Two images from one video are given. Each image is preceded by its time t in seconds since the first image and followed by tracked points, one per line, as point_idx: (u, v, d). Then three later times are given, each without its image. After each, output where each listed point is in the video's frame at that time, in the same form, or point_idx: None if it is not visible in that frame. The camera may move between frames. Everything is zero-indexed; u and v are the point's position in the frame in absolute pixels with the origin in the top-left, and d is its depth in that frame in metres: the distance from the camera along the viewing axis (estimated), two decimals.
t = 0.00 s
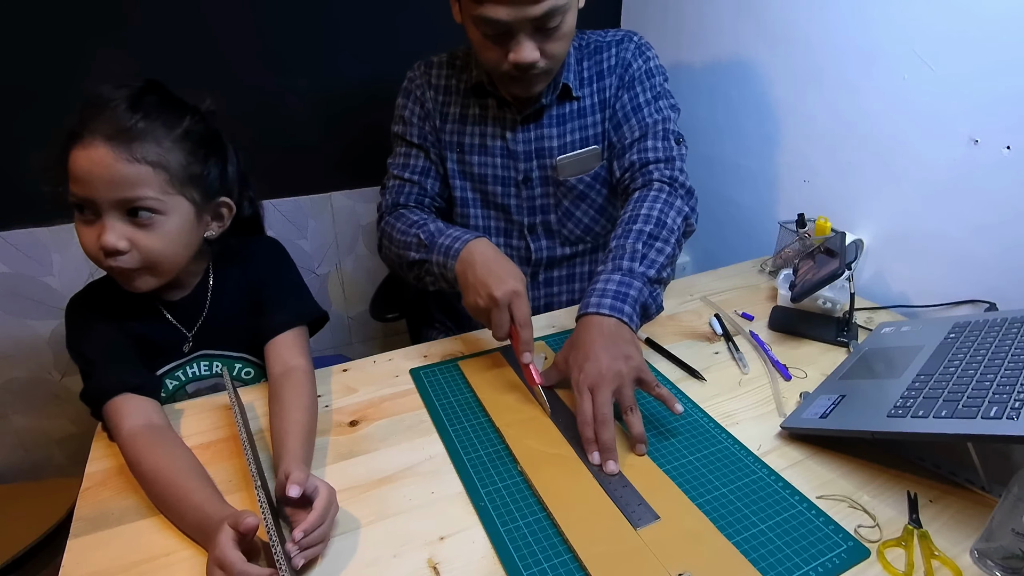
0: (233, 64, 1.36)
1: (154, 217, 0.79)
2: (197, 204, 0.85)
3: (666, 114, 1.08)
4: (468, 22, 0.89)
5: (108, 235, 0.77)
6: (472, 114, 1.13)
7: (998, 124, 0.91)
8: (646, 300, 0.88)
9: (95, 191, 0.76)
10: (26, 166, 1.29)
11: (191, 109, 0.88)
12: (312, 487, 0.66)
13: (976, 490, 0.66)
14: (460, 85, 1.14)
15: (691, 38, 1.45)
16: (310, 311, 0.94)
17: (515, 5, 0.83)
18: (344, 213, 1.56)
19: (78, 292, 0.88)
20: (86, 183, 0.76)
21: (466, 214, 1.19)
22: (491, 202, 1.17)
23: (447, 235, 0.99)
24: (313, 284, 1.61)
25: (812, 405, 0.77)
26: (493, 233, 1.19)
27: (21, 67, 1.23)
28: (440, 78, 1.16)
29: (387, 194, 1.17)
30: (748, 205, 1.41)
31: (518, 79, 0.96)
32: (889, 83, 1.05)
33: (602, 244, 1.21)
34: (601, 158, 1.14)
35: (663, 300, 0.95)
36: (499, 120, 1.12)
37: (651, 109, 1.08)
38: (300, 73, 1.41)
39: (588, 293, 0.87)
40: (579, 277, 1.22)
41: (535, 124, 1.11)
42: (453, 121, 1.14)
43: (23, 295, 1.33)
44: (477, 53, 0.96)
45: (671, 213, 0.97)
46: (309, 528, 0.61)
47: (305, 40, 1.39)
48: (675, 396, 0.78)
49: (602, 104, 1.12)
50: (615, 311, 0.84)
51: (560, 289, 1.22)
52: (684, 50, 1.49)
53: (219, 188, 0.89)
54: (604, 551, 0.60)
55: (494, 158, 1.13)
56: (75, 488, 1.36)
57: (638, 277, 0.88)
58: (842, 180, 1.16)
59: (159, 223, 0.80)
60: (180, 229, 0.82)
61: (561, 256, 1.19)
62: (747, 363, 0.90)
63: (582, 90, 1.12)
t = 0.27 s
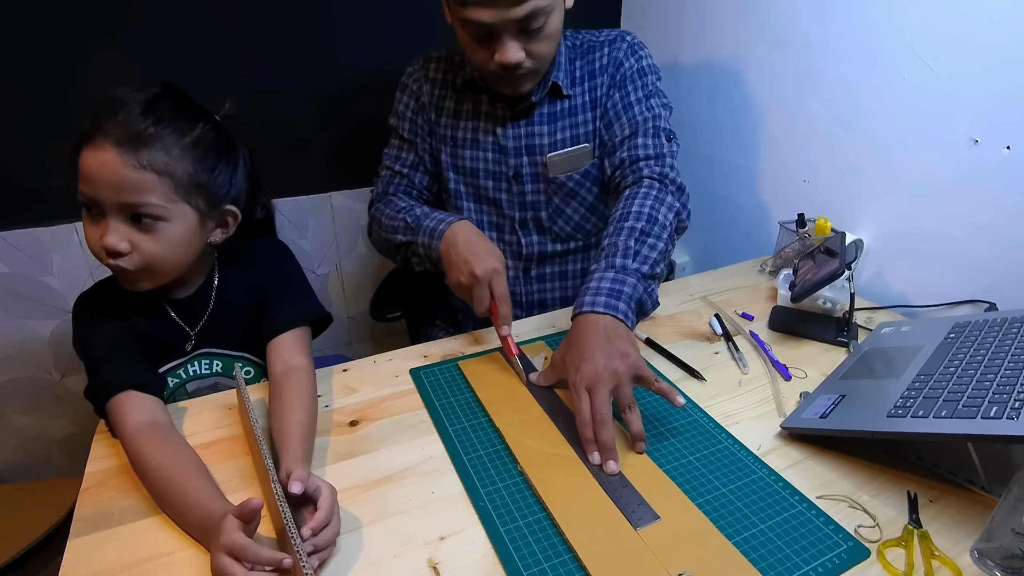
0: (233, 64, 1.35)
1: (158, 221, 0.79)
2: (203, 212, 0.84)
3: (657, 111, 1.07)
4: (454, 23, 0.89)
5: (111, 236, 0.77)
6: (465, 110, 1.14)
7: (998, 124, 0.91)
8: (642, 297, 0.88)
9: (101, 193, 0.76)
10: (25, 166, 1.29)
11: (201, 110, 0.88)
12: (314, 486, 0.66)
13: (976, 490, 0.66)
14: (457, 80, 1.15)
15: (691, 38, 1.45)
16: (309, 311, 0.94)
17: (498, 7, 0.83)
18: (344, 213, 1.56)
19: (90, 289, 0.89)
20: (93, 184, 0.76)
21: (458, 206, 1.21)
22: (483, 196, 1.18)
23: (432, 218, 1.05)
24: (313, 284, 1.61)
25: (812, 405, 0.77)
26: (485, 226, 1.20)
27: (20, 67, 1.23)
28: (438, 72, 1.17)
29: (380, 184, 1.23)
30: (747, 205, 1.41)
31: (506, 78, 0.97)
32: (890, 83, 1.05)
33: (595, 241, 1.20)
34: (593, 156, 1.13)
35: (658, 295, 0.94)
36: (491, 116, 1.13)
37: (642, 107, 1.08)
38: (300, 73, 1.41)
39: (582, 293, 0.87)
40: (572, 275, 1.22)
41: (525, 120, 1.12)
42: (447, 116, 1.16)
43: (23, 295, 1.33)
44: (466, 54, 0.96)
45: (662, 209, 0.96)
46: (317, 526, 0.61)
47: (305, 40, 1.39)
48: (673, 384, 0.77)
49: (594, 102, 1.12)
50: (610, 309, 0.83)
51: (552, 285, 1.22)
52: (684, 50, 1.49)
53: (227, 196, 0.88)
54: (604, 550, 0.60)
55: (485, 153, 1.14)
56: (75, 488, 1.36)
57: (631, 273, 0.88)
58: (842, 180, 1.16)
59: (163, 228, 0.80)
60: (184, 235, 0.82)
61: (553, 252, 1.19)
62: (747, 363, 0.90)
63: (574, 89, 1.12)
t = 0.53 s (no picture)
0: (233, 64, 1.35)
1: (157, 224, 0.79)
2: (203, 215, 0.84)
3: (654, 111, 1.07)
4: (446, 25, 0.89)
5: (111, 238, 0.77)
6: (461, 110, 1.15)
7: (999, 125, 0.91)
8: (640, 296, 0.88)
9: (100, 196, 0.76)
10: (25, 166, 1.29)
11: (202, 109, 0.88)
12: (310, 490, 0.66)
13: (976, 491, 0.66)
14: (454, 81, 1.15)
15: (691, 38, 1.45)
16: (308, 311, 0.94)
17: (488, 10, 0.83)
18: (343, 214, 1.56)
19: (91, 288, 0.89)
20: (93, 185, 0.76)
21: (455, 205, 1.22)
22: (479, 195, 1.18)
23: (420, 207, 1.12)
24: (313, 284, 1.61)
25: (812, 405, 0.77)
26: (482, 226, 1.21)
27: (20, 67, 1.23)
28: (434, 74, 1.18)
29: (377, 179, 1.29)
30: (747, 205, 1.41)
31: (499, 79, 0.97)
32: (890, 83, 1.05)
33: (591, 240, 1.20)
34: (588, 156, 1.13)
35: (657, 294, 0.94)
36: (486, 116, 1.13)
37: (638, 107, 1.07)
38: (300, 73, 1.41)
39: (581, 292, 0.87)
40: (568, 274, 1.22)
41: (520, 119, 1.12)
42: (443, 117, 1.17)
43: (23, 295, 1.33)
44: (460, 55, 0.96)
45: (660, 207, 0.96)
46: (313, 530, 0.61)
47: (305, 40, 1.39)
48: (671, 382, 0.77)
49: (590, 102, 1.12)
50: (608, 309, 0.83)
51: (549, 284, 1.22)
52: (684, 50, 1.48)
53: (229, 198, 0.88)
54: (604, 550, 0.60)
55: (480, 152, 1.15)
56: (75, 488, 1.36)
57: (630, 273, 0.88)
58: (841, 180, 1.16)
59: (163, 231, 0.80)
60: (183, 238, 0.82)
61: (548, 251, 1.19)
62: (747, 363, 0.90)
63: (569, 89, 1.12)
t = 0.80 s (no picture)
0: (232, 64, 1.35)
1: (153, 226, 0.79)
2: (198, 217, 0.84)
3: (662, 116, 1.07)
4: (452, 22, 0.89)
5: (106, 239, 0.77)
6: (461, 113, 1.16)
7: (999, 125, 0.91)
8: (648, 301, 0.88)
9: (96, 198, 0.77)
10: (25, 166, 1.29)
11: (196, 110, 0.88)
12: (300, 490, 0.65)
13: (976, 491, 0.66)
14: (453, 85, 1.17)
15: (691, 38, 1.45)
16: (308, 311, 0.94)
17: (494, 7, 0.82)
18: (344, 214, 1.56)
19: (91, 288, 0.89)
20: (88, 186, 0.77)
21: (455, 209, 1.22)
22: (479, 198, 1.19)
23: (412, 200, 1.15)
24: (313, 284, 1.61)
25: (812, 405, 0.77)
26: (483, 229, 1.21)
27: (20, 67, 1.23)
28: (433, 79, 1.19)
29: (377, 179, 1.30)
30: (747, 205, 1.41)
31: (503, 79, 0.96)
32: (890, 84, 1.04)
33: (594, 243, 1.20)
34: (592, 160, 1.14)
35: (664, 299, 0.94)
36: (488, 119, 1.13)
37: (647, 112, 1.07)
38: (300, 73, 1.41)
39: (589, 293, 0.87)
40: (568, 278, 1.22)
41: (524, 122, 1.12)
42: (443, 120, 1.17)
43: (23, 295, 1.33)
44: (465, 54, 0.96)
45: (670, 213, 0.96)
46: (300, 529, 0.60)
47: (305, 41, 1.39)
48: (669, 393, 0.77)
49: (595, 106, 1.12)
50: (616, 312, 0.83)
51: (549, 288, 1.22)
52: (684, 50, 1.48)
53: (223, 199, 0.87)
54: (603, 551, 0.59)
55: (481, 155, 1.15)
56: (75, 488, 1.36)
57: (639, 277, 0.88)
58: (841, 180, 1.16)
59: (158, 233, 0.80)
60: (178, 241, 0.82)
61: (549, 254, 1.19)
62: (747, 363, 0.90)
63: (574, 92, 1.12)
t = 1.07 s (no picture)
0: (232, 65, 1.35)
1: (150, 226, 0.79)
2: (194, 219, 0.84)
3: (675, 122, 1.09)
4: (472, 16, 0.89)
5: (104, 240, 0.77)
6: (477, 128, 1.11)
7: (999, 125, 0.91)
8: (655, 307, 0.90)
9: (94, 198, 0.77)
10: (25, 166, 1.29)
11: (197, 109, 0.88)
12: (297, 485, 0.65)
13: (976, 491, 0.66)
14: (462, 100, 1.12)
15: (691, 38, 1.45)
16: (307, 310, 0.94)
17: None
18: (344, 214, 1.56)
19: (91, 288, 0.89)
20: (87, 186, 0.77)
21: (473, 228, 1.17)
22: (498, 211, 1.15)
23: (461, 282, 0.93)
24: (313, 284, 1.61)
25: (812, 405, 0.77)
26: (501, 240, 1.18)
27: (20, 67, 1.23)
28: (439, 95, 1.13)
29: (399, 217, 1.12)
30: (748, 205, 1.40)
31: (520, 76, 0.96)
32: (891, 84, 1.04)
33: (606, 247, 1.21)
34: (610, 165, 1.14)
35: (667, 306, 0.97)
36: (506, 132, 1.11)
37: (659, 117, 1.10)
38: (300, 73, 1.41)
39: (598, 297, 0.88)
40: (585, 282, 1.21)
41: (544, 131, 1.11)
42: (459, 137, 1.13)
43: (23, 295, 1.33)
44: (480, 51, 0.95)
45: (681, 221, 0.98)
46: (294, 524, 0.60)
47: (305, 41, 1.39)
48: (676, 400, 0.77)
49: (611, 111, 1.13)
50: (626, 316, 0.84)
51: (565, 292, 1.21)
52: (684, 50, 1.48)
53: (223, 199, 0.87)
54: (603, 551, 0.60)
55: (501, 168, 1.12)
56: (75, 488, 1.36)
57: (649, 283, 0.89)
58: (842, 180, 1.16)
59: (155, 232, 0.80)
60: (174, 242, 0.81)
61: (569, 261, 1.18)
62: (747, 363, 0.90)
63: (591, 98, 1.12)
